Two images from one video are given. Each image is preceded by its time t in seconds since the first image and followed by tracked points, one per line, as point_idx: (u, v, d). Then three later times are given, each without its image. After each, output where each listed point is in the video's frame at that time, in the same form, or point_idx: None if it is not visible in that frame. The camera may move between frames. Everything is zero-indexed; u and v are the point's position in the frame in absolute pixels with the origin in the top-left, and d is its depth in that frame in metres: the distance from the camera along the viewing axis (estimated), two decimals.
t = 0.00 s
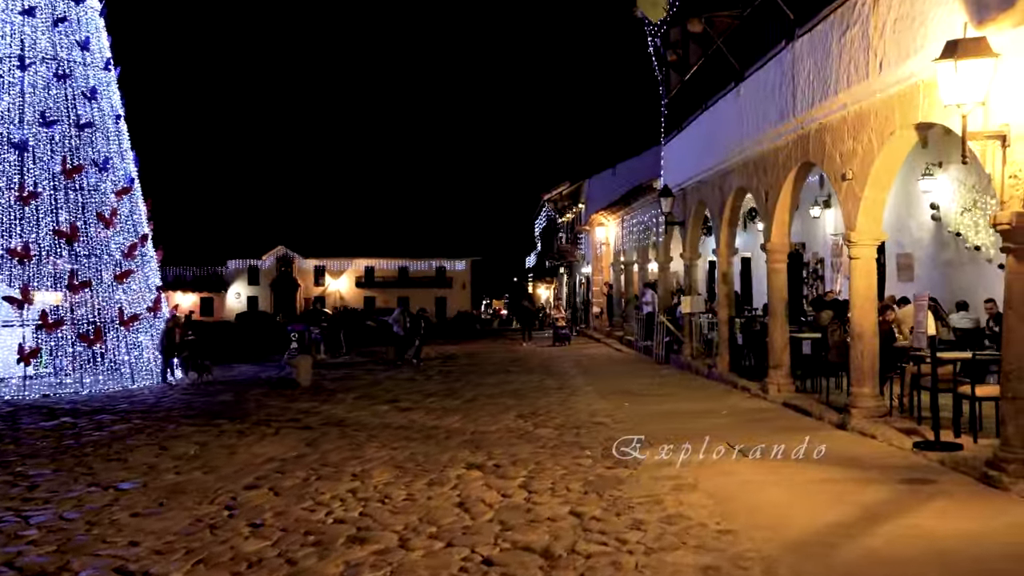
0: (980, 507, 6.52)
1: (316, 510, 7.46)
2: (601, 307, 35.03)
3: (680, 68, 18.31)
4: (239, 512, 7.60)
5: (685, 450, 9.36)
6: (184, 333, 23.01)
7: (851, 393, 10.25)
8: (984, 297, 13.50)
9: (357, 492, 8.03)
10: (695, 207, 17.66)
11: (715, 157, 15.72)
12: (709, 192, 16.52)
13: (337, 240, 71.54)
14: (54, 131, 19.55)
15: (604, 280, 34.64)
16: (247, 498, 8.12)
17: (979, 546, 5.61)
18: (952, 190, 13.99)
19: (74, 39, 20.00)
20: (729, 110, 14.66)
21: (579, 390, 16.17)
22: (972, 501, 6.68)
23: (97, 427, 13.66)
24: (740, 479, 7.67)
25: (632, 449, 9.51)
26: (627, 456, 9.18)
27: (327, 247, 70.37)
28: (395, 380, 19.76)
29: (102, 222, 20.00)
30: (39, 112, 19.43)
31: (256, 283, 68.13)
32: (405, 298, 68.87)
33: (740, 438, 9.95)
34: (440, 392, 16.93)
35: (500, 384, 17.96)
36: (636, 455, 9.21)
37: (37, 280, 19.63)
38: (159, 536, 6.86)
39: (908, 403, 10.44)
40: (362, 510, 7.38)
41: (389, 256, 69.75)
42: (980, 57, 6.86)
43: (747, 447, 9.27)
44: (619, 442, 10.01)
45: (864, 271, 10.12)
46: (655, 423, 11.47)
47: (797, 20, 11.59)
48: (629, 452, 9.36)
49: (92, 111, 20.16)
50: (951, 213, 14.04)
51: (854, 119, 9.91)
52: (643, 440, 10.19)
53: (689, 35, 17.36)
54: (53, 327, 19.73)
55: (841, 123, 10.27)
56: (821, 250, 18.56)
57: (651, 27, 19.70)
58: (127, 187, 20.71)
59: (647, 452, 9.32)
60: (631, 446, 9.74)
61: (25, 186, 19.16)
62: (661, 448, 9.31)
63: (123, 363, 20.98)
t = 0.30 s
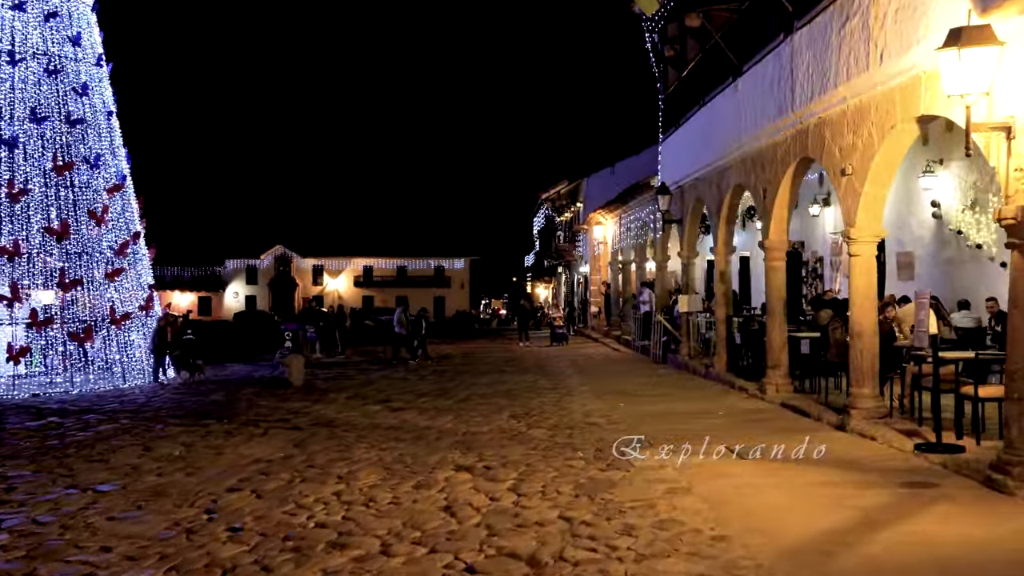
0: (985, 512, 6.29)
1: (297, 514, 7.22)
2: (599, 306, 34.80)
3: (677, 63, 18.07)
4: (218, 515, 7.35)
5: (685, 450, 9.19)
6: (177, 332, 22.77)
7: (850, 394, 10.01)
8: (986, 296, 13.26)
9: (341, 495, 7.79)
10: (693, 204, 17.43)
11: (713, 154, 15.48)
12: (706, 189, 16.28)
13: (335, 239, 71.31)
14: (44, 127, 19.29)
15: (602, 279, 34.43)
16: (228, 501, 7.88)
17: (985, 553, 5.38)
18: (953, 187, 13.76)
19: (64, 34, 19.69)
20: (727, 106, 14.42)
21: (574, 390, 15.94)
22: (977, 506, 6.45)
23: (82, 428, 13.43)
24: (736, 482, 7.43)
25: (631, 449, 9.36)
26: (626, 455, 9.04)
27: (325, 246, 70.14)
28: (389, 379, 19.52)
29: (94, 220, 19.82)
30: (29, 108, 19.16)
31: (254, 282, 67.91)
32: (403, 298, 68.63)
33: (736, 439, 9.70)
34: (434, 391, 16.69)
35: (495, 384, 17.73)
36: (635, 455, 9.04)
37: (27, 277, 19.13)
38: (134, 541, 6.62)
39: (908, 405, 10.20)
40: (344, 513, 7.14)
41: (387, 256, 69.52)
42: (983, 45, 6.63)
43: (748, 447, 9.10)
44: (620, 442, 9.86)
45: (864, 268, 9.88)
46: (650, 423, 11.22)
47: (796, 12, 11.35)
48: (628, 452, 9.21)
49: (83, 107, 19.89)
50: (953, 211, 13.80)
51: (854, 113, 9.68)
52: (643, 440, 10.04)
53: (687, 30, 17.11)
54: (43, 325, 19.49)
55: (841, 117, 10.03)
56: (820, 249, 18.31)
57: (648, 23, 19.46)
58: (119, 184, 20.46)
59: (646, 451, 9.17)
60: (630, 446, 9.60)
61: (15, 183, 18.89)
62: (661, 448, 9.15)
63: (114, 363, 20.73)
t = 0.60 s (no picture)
0: (987, 523, 6.05)
1: (275, 524, 6.96)
2: (597, 306, 34.59)
3: (674, 60, 17.83)
4: (195, 525, 7.10)
5: (686, 449, 9.27)
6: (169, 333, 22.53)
7: (848, 398, 9.76)
8: (987, 297, 13.03)
9: (323, 504, 7.54)
10: (690, 203, 17.19)
11: (709, 152, 15.24)
12: (703, 188, 16.04)
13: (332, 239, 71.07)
14: (33, 126, 18.96)
15: (599, 279, 34.22)
16: (207, 510, 7.62)
17: (988, 569, 5.14)
18: (953, 186, 13.53)
19: (53, 31, 19.43)
20: (723, 104, 14.18)
21: (569, 392, 15.71)
22: (979, 517, 6.21)
23: (67, 431, 13.19)
24: (729, 490, 7.19)
25: (633, 449, 9.41)
26: (627, 455, 9.09)
27: (323, 246, 69.91)
28: (382, 381, 19.29)
29: (84, 220, 19.60)
30: (18, 106, 18.81)
31: (252, 283, 67.70)
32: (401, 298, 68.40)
33: (731, 445, 9.46)
34: (427, 394, 16.46)
35: (490, 385, 17.51)
36: (636, 454, 9.10)
37: (14, 278, 18.68)
38: (104, 554, 6.36)
39: (908, 409, 9.97)
40: (324, 523, 6.90)
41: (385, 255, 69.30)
42: (986, 38, 6.39)
43: (748, 448, 9.20)
44: (620, 443, 9.92)
45: (862, 269, 9.64)
46: (644, 427, 10.98)
47: (793, 7, 11.10)
48: (629, 452, 9.26)
49: (72, 106, 19.63)
50: (953, 210, 13.58)
51: (852, 110, 9.43)
52: (643, 439, 10.11)
53: (683, 27, 16.87)
54: (31, 326, 19.01)
55: (839, 114, 9.78)
56: (818, 249, 18.07)
57: (644, 20, 19.22)
58: (109, 183, 20.32)
59: (646, 451, 9.22)
60: (630, 446, 9.65)
61: (4, 182, 18.51)
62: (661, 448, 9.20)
63: (104, 364, 20.43)
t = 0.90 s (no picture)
0: (987, 528, 5.80)
1: (249, 528, 6.72)
2: (593, 306, 34.38)
3: (669, 55, 17.58)
4: (166, 529, 6.86)
5: (685, 449, 9.09)
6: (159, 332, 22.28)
7: (845, 397, 9.50)
8: (986, 295, 12.78)
9: (300, 506, 7.29)
10: (685, 200, 16.94)
11: (705, 148, 14.99)
12: (698, 184, 15.79)
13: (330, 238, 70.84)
14: (20, 122, 18.69)
15: (596, 278, 34.00)
16: (180, 513, 7.37)
17: None
18: (952, 181, 13.29)
19: (42, 27, 19.12)
20: (718, 98, 13.93)
21: (562, 392, 15.47)
22: (979, 521, 5.96)
23: (49, 431, 12.94)
24: (720, 493, 6.94)
25: (632, 449, 9.22)
26: (626, 455, 8.89)
27: (320, 245, 69.68)
28: (374, 381, 19.05)
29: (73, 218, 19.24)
30: (5, 103, 18.56)
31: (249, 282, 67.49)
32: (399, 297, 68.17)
33: (724, 446, 9.21)
34: (418, 393, 16.22)
35: (482, 385, 17.27)
36: (636, 455, 8.93)
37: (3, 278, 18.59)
38: (69, 559, 6.12)
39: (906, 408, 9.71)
40: (299, 527, 6.66)
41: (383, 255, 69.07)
42: (985, 23, 6.14)
43: (749, 447, 9.02)
44: (619, 442, 9.72)
45: (859, 264, 9.40)
46: (636, 428, 10.74)
47: None
48: (629, 452, 9.06)
49: (61, 102, 19.28)
50: (952, 206, 13.32)
51: (848, 102, 9.20)
52: (643, 439, 9.90)
53: (678, 21, 16.62)
54: (20, 325, 18.84)
55: (835, 106, 9.54)
56: (816, 246, 17.82)
57: (639, 15, 18.97)
58: (99, 181, 19.87)
59: (646, 451, 9.03)
60: (630, 446, 9.45)
61: None
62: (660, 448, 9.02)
63: (93, 364, 20.17)
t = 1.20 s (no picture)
0: (991, 540, 5.56)
1: (224, 539, 6.45)
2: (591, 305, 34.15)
3: (665, 52, 17.34)
4: (138, 541, 6.59)
5: (686, 449, 9.19)
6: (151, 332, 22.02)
7: (844, 402, 9.24)
8: (988, 296, 12.53)
9: (279, 516, 7.03)
10: (682, 199, 16.68)
11: (701, 146, 14.72)
12: (695, 183, 15.52)
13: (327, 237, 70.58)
14: (9, 120, 18.38)
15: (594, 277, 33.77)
16: (155, 523, 7.11)
17: None
18: (953, 180, 13.05)
19: (30, 23, 18.84)
20: (715, 95, 13.67)
21: (557, 394, 15.23)
22: (983, 534, 5.72)
23: (33, 434, 12.69)
24: (714, 503, 6.70)
25: (633, 449, 9.33)
26: (627, 455, 9.01)
27: (318, 245, 69.43)
28: (368, 382, 18.81)
29: (62, 216, 18.95)
30: None
31: (247, 282, 67.25)
32: (397, 297, 67.93)
33: (719, 452, 8.97)
34: (411, 395, 15.98)
35: (477, 387, 17.04)
36: (636, 454, 9.04)
37: None
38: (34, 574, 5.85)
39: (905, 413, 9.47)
40: (276, 539, 6.40)
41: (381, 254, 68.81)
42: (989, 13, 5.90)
43: (748, 448, 9.14)
44: (620, 442, 9.82)
45: (858, 264, 9.15)
46: (630, 432, 10.49)
47: None
48: (629, 452, 9.16)
49: (50, 100, 19.01)
50: (953, 206, 13.08)
51: (847, 98, 8.94)
52: (644, 438, 9.99)
53: (674, 16, 16.38)
54: (9, 325, 18.32)
55: (834, 102, 9.28)
56: (815, 245, 17.57)
57: (635, 12, 18.72)
58: (88, 179, 19.71)
59: (646, 452, 9.13)
60: (630, 446, 9.55)
61: None
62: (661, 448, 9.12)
63: (82, 365, 19.89)
